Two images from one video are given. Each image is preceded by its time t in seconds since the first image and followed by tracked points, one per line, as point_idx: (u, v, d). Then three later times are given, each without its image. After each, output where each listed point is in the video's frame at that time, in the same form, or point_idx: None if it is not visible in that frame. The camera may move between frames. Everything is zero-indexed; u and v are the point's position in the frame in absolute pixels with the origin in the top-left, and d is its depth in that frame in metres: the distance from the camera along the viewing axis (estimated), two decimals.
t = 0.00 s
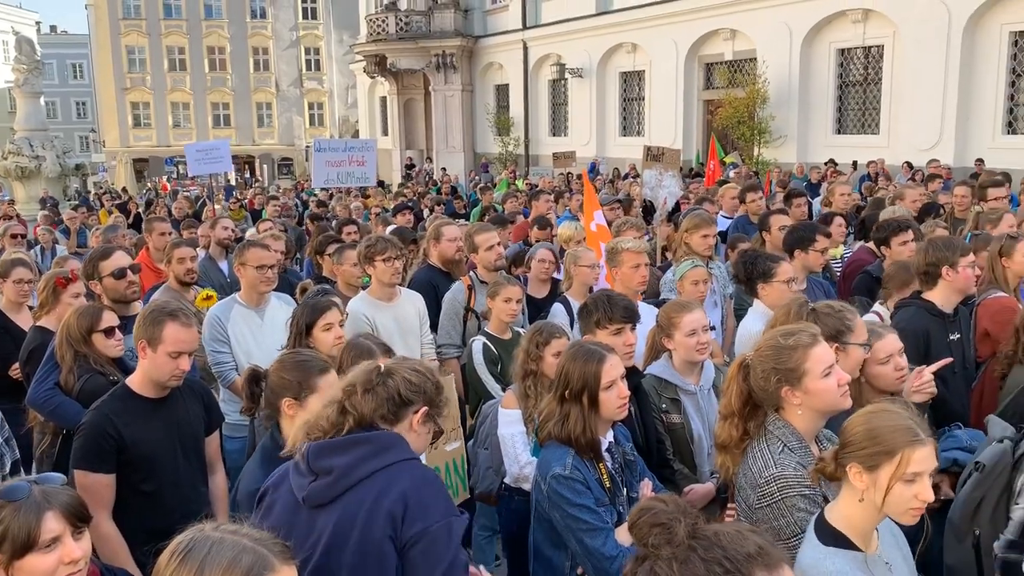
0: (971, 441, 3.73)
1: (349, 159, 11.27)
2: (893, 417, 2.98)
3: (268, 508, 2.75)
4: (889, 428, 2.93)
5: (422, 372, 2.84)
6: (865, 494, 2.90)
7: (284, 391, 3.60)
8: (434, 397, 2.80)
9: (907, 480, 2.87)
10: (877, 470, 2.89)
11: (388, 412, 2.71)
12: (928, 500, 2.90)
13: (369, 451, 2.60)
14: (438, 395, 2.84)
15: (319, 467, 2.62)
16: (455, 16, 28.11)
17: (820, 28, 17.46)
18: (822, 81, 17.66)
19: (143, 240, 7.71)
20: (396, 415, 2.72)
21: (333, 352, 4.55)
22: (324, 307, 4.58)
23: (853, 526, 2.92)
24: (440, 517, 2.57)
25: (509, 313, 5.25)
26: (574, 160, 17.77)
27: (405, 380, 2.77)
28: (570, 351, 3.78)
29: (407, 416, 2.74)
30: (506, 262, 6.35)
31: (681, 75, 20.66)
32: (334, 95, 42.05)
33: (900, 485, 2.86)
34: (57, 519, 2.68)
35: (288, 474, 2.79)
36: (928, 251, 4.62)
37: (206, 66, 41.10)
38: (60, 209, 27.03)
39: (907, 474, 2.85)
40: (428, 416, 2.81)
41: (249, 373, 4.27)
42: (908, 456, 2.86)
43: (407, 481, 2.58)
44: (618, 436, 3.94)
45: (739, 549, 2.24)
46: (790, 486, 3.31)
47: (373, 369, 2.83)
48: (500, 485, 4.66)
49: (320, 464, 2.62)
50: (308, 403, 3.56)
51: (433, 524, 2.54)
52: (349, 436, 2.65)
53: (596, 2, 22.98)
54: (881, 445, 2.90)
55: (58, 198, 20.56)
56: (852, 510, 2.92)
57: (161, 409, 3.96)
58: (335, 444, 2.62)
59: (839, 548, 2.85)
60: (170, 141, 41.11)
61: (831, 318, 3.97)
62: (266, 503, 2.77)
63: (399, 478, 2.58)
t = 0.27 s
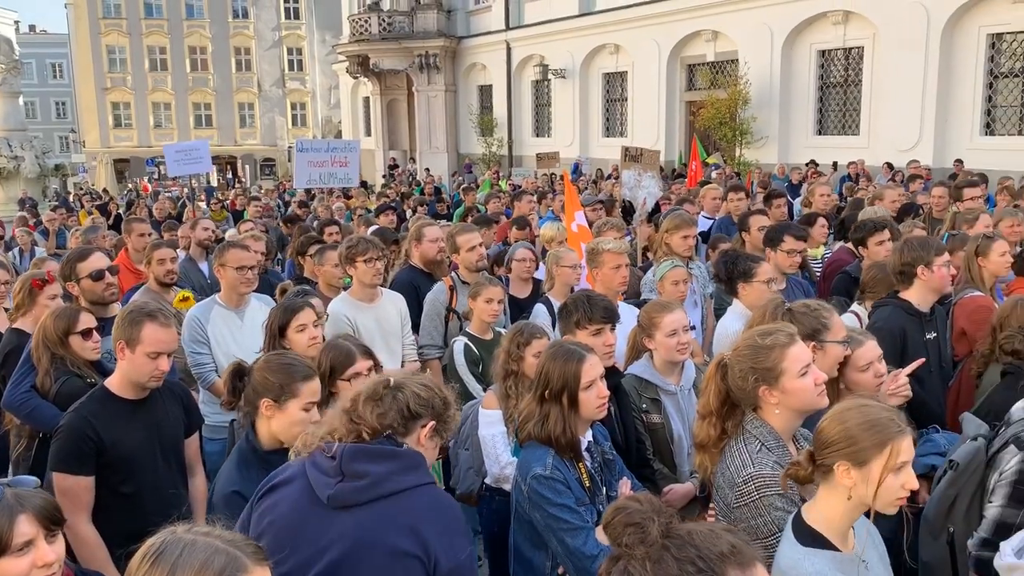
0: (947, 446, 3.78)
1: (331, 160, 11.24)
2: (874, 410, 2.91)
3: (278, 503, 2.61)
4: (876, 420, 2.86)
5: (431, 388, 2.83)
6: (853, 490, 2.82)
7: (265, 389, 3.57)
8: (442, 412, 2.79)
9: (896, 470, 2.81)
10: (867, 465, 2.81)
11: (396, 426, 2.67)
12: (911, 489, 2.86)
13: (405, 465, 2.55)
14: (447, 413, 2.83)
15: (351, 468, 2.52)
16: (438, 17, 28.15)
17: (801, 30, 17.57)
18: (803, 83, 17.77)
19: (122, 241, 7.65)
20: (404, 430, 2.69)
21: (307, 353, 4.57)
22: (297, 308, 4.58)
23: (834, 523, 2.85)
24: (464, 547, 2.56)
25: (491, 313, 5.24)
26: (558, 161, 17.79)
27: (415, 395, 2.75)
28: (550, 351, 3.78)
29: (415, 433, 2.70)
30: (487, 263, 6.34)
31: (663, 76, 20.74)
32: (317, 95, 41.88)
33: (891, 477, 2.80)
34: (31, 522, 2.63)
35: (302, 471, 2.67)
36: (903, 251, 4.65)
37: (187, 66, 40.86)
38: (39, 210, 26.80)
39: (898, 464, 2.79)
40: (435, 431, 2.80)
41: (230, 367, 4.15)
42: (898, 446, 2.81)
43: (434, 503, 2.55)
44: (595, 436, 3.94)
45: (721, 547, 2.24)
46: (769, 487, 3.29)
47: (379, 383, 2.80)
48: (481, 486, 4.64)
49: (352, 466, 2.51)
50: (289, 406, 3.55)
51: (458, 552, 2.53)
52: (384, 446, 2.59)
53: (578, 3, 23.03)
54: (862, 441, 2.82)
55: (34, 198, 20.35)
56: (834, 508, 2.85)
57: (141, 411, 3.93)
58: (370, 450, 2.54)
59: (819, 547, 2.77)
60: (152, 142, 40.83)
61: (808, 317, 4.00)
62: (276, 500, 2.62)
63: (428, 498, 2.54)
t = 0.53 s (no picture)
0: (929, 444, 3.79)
1: (313, 160, 11.20)
2: (850, 406, 2.89)
3: (288, 499, 2.56)
4: (853, 417, 2.84)
5: (447, 414, 3.00)
6: (836, 485, 2.80)
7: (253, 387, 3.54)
8: (452, 439, 2.93)
9: (877, 462, 2.81)
10: (851, 458, 2.79)
11: (412, 446, 2.82)
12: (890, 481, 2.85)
13: (421, 478, 2.63)
14: (458, 441, 2.97)
15: (371, 473, 2.56)
16: (423, 17, 28.09)
17: (783, 31, 17.66)
18: (786, 84, 17.87)
19: (102, 241, 7.58)
20: (417, 452, 2.83)
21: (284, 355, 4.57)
22: (271, 310, 4.58)
23: (815, 518, 2.83)
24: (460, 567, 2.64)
25: (474, 314, 5.23)
26: (543, 162, 17.79)
27: (428, 420, 2.89)
28: (532, 351, 3.77)
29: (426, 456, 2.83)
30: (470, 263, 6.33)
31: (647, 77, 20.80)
32: (301, 95, 41.70)
33: (873, 469, 2.79)
34: (5, 525, 2.58)
35: (315, 470, 2.64)
36: (882, 251, 4.68)
37: (169, 66, 40.57)
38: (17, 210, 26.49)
39: (880, 455, 2.79)
40: (445, 457, 2.92)
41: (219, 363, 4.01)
42: (879, 438, 2.81)
43: (440, 519, 2.62)
44: (578, 435, 3.93)
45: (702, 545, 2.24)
46: (752, 487, 3.28)
47: (398, 406, 2.97)
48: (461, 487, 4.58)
49: (373, 471, 2.56)
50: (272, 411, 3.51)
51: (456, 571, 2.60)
52: (402, 457, 2.66)
53: (563, 4, 23.06)
54: (841, 437, 2.81)
55: (13, 198, 20.14)
56: (816, 505, 2.83)
57: (121, 413, 3.89)
58: (393, 460, 2.61)
59: (801, 547, 2.74)
60: (133, 142, 40.51)
61: (791, 320, 4.00)
62: (288, 496, 2.57)
63: (435, 514, 2.61)
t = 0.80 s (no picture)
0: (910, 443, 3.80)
1: (296, 160, 11.15)
2: (826, 402, 2.90)
3: (282, 500, 2.54)
4: (829, 414, 2.85)
5: (440, 427, 2.94)
6: (814, 481, 2.80)
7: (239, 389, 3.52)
8: (443, 453, 2.87)
9: (853, 457, 2.82)
10: (828, 454, 2.80)
11: (405, 457, 2.75)
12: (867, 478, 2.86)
13: (415, 487, 2.61)
14: (450, 454, 2.92)
15: (364, 477, 2.55)
16: (407, 16, 28.03)
17: (767, 32, 17.75)
18: (769, 85, 17.97)
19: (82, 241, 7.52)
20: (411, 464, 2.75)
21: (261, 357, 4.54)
22: (246, 313, 4.56)
23: (797, 516, 2.81)
24: None
25: (457, 315, 5.22)
26: (528, 162, 17.79)
27: (421, 433, 2.83)
28: (516, 351, 3.77)
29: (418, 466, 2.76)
30: (454, 264, 6.31)
31: (631, 78, 20.85)
32: (285, 94, 41.54)
33: (849, 463, 2.80)
34: None
35: (309, 473, 2.62)
36: (863, 251, 4.71)
37: (152, 66, 40.30)
38: None
39: (856, 449, 2.80)
40: (435, 471, 2.86)
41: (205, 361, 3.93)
42: (856, 433, 2.82)
43: (433, 527, 2.60)
44: (561, 435, 3.93)
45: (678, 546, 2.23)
46: (732, 487, 3.29)
47: (391, 417, 2.89)
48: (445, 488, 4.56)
49: (367, 475, 2.55)
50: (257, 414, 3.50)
51: None
52: (396, 464, 2.64)
53: (547, 4, 23.08)
54: (815, 433, 2.82)
55: None
56: (795, 501, 2.83)
57: (100, 414, 3.84)
58: (387, 466, 2.59)
59: (782, 544, 2.73)
60: (116, 142, 40.20)
61: (782, 325, 4.00)
62: (281, 497, 2.54)
63: (428, 522, 2.59)
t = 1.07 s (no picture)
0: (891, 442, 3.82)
1: (279, 160, 11.11)
2: (808, 400, 2.92)
3: (263, 498, 2.53)
4: (811, 411, 2.86)
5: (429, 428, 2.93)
6: (798, 478, 2.82)
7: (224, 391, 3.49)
8: (430, 453, 2.85)
9: (836, 454, 2.82)
10: (811, 451, 2.81)
11: (389, 455, 2.73)
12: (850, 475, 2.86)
13: (396, 485, 2.59)
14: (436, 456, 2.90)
15: (345, 474, 2.53)
16: (392, 17, 28.00)
17: (750, 35, 17.85)
18: (753, 87, 18.07)
19: (63, 242, 7.46)
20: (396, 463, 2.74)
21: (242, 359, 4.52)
22: (227, 313, 4.53)
23: (782, 513, 2.84)
24: None
25: (440, 315, 5.21)
26: (514, 163, 17.80)
27: (408, 432, 2.81)
28: (499, 350, 3.77)
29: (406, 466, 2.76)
30: (437, 264, 6.31)
31: (616, 79, 20.92)
32: (269, 94, 41.40)
33: (832, 460, 2.80)
34: None
35: (292, 472, 2.61)
36: (844, 252, 4.74)
37: (135, 65, 40.04)
38: None
39: (839, 446, 2.81)
40: (421, 471, 2.84)
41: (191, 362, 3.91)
42: (838, 431, 2.83)
43: (415, 525, 2.58)
44: (545, 434, 3.93)
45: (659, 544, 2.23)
46: (713, 486, 3.29)
47: (378, 415, 2.88)
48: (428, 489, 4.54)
49: (347, 472, 2.53)
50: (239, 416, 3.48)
51: None
52: (379, 462, 2.63)
53: (532, 6, 23.11)
54: (797, 431, 2.83)
55: None
56: (779, 499, 2.84)
57: (80, 414, 3.81)
58: (370, 465, 2.58)
59: (768, 542, 2.73)
60: (98, 141, 39.86)
61: (791, 323, 4.00)
62: (262, 496, 2.54)
63: (409, 519, 2.57)
